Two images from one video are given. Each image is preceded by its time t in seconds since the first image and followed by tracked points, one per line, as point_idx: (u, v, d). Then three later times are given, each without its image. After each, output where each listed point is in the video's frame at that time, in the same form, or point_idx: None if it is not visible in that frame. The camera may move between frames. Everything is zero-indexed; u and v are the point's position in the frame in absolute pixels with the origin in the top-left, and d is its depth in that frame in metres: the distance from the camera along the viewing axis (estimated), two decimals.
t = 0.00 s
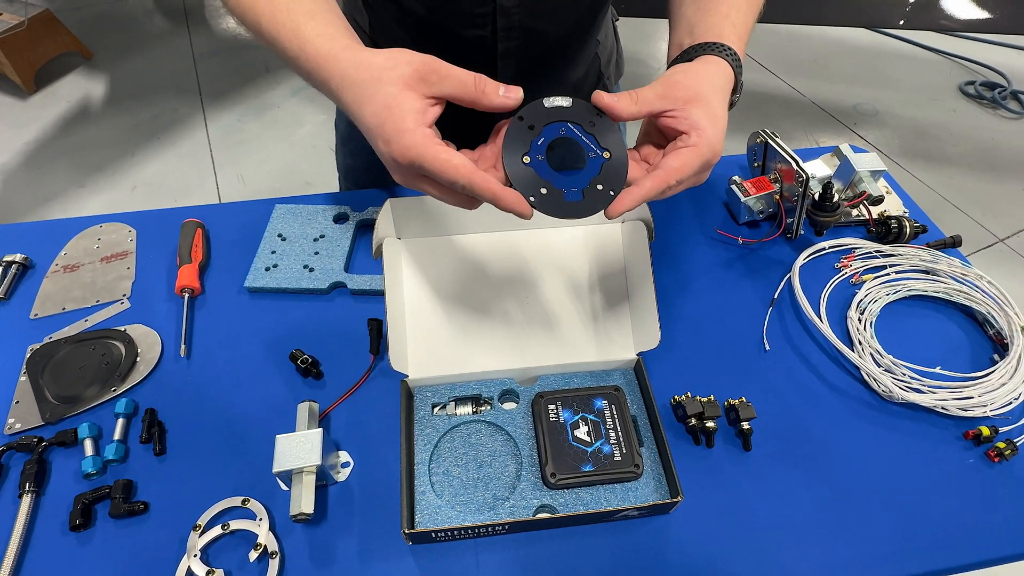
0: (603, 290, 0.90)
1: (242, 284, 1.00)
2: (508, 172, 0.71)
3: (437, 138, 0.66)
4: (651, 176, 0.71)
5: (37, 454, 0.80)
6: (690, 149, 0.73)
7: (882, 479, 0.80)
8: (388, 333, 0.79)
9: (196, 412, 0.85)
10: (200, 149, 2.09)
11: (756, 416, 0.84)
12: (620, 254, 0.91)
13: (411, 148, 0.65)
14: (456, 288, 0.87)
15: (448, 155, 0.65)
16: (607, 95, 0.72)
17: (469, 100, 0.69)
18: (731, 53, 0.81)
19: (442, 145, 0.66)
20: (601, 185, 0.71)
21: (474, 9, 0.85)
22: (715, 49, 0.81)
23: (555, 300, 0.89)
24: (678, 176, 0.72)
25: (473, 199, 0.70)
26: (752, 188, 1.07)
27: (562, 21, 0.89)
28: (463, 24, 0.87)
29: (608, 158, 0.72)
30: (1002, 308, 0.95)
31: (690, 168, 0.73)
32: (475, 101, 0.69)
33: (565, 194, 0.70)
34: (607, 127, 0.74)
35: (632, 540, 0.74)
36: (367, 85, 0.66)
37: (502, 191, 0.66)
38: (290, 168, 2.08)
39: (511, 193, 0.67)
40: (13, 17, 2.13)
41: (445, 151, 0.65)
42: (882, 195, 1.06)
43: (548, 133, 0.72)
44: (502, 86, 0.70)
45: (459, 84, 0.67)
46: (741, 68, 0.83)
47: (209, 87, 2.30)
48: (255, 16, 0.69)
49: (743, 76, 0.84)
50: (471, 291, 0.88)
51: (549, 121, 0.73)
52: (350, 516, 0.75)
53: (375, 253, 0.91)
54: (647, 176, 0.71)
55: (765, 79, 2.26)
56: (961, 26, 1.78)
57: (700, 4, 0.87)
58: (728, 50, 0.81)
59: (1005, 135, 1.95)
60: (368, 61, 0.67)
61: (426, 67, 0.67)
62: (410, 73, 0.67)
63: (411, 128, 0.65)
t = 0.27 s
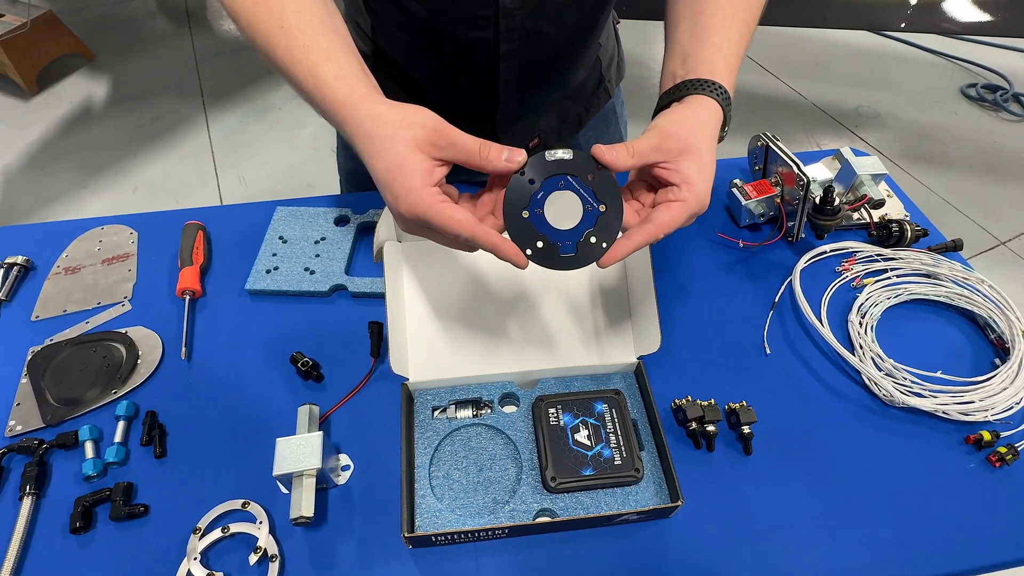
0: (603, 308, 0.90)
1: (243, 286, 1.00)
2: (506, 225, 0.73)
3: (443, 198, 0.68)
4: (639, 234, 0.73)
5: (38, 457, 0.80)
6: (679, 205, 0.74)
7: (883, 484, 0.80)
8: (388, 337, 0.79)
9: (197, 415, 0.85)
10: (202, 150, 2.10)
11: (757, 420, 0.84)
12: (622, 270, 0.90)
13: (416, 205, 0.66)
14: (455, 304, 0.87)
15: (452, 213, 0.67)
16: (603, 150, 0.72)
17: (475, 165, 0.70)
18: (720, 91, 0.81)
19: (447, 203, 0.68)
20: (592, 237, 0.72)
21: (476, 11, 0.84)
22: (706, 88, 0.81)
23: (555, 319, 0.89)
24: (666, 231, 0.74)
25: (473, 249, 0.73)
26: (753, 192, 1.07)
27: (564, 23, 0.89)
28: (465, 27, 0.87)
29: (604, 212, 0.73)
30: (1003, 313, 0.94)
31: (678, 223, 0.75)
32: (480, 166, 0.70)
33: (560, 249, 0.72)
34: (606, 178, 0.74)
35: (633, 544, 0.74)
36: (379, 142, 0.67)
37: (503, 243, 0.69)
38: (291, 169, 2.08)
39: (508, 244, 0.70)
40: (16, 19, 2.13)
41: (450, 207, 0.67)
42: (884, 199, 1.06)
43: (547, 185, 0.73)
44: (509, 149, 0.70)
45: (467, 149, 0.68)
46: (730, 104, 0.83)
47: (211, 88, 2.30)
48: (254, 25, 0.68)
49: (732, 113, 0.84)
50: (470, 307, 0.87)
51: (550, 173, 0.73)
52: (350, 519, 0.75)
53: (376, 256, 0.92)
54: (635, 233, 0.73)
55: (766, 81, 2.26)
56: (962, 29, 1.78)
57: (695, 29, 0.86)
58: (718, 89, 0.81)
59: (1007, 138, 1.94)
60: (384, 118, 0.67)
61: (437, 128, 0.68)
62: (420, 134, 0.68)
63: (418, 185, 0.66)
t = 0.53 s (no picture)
0: (605, 311, 0.90)
1: (244, 288, 1.00)
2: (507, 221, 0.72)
3: (444, 194, 0.68)
4: (644, 230, 0.73)
5: (39, 458, 0.80)
6: (682, 201, 0.74)
7: (884, 489, 0.80)
8: (390, 339, 0.79)
9: (197, 417, 0.85)
10: (204, 151, 2.10)
11: (758, 424, 0.84)
12: (624, 270, 0.91)
13: (415, 201, 0.67)
14: (457, 303, 0.87)
15: (452, 210, 0.67)
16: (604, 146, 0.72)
17: (476, 161, 0.70)
18: (720, 90, 0.81)
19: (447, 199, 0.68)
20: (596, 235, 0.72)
21: (478, 15, 0.85)
22: (704, 86, 0.81)
23: (556, 320, 0.89)
24: (670, 228, 0.74)
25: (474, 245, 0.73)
26: (755, 195, 1.07)
27: (567, 27, 0.90)
28: (467, 30, 0.87)
29: (608, 208, 0.72)
30: (1005, 317, 0.94)
31: (682, 219, 0.75)
32: (480, 163, 0.70)
33: (562, 245, 0.72)
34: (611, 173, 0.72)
35: (633, 548, 0.74)
36: (379, 137, 0.67)
37: (502, 240, 0.69)
38: (293, 171, 2.08)
39: (509, 241, 0.70)
40: (19, 20, 2.14)
41: (449, 204, 0.67)
42: (885, 203, 1.05)
43: (550, 181, 0.72)
44: (510, 145, 0.70)
45: (468, 146, 0.68)
46: (730, 103, 0.84)
47: (213, 90, 2.30)
48: (257, 25, 0.68)
49: (731, 112, 0.84)
50: (472, 307, 0.88)
51: (554, 168, 0.72)
52: (350, 522, 0.75)
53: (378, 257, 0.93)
54: (639, 229, 0.73)
55: (768, 84, 2.26)
56: (964, 32, 1.78)
57: (696, 30, 0.86)
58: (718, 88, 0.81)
59: (1009, 140, 1.94)
60: (385, 115, 0.67)
61: (438, 125, 0.68)
62: (421, 130, 0.68)
63: (418, 181, 0.67)
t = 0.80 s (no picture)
0: (607, 313, 0.89)
1: (245, 289, 1.00)
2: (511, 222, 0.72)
3: (448, 195, 0.68)
4: (650, 229, 0.72)
5: (38, 459, 0.80)
6: (688, 201, 0.74)
7: (888, 493, 0.79)
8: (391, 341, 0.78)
9: (197, 418, 0.85)
10: (205, 152, 2.10)
11: (760, 427, 0.83)
12: (627, 272, 0.90)
13: (420, 202, 0.66)
14: (460, 305, 0.87)
15: (457, 211, 0.67)
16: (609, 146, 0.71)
17: (481, 162, 0.70)
18: (722, 89, 0.81)
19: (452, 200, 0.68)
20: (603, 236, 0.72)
21: (480, 15, 0.84)
22: (706, 86, 0.80)
23: (558, 323, 0.88)
24: (675, 227, 0.74)
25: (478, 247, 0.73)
26: (757, 197, 1.07)
27: (569, 28, 0.89)
28: (469, 30, 0.87)
29: (614, 210, 0.72)
30: (1009, 320, 0.94)
31: (687, 219, 0.74)
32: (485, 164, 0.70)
33: (567, 247, 0.72)
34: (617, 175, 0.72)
35: (634, 552, 0.74)
36: (384, 138, 0.67)
37: (507, 241, 0.68)
38: (294, 171, 2.08)
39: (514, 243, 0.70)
40: (21, 20, 2.14)
41: (454, 205, 0.67)
42: (889, 205, 1.05)
43: (556, 182, 0.72)
44: (515, 146, 0.70)
45: (473, 146, 0.68)
46: (733, 103, 0.82)
47: (215, 90, 2.31)
48: (261, 24, 0.68)
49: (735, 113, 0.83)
50: (475, 309, 0.87)
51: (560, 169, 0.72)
52: (350, 525, 0.75)
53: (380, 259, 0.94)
54: (645, 229, 0.73)
55: (770, 85, 2.26)
56: (967, 34, 1.77)
57: (698, 32, 0.85)
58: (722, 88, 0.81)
59: (1012, 143, 1.94)
60: (390, 115, 0.67)
61: (443, 126, 0.68)
62: (426, 131, 0.68)
63: (422, 182, 0.67)
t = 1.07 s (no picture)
0: (609, 314, 0.89)
1: (247, 289, 1.00)
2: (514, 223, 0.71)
3: (450, 195, 0.68)
4: (653, 231, 0.72)
5: (39, 459, 0.80)
6: (691, 203, 0.74)
7: (890, 495, 0.79)
8: (393, 343, 0.78)
9: (199, 418, 0.85)
10: (207, 152, 2.10)
11: (762, 429, 0.83)
12: (629, 274, 0.90)
13: (421, 201, 0.66)
14: (461, 307, 0.87)
15: (458, 210, 0.66)
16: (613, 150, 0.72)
17: (484, 161, 0.69)
18: (726, 93, 0.81)
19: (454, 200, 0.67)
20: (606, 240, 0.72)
21: (475, 17, 0.84)
22: (710, 91, 0.80)
23: (560, 326, 0.88)
24: (678, 229, 0.73)
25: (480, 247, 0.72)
26: (759, 198, 1.06)
27: (562, 33, 0.89)
28: (463, 32, 0.87)
29: (617, 213, 0.72)
30: (1012, 322, 0.94)
31: (690, 221, 0.74)
32: (488, 163, 0.69)
33: (570, 249, 0.71)
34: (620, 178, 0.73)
35: (636, 554, 0.73)
36: (387, 136, 0.67)
37: (509, 242, 0.68)
38: (296, 172, 2.08)
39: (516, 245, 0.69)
40: (25, 20, 2.15)
41: (455, 205, 0.66)
42: (891, 207, 1.06)
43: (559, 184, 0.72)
44: (519, 146, 0.69)
45: (476, 145, 0.68)
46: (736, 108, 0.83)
47: (217, 90, 2.31)
48: (264, 23, 0.68)
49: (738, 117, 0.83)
50: (476, 311, 0.87)
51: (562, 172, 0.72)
52: (351, 526, 0.75)
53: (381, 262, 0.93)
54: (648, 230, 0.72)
55: (772, 87, 2.25)
56: (970, 36, 1.78)
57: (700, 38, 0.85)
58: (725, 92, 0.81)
59: (1014, 145, 1.93)
60: (394, 114, 0.67)
61: (447, 125, 0.68)
62: (429, 129, 0.68)
63: (425, 181, 0.66)
